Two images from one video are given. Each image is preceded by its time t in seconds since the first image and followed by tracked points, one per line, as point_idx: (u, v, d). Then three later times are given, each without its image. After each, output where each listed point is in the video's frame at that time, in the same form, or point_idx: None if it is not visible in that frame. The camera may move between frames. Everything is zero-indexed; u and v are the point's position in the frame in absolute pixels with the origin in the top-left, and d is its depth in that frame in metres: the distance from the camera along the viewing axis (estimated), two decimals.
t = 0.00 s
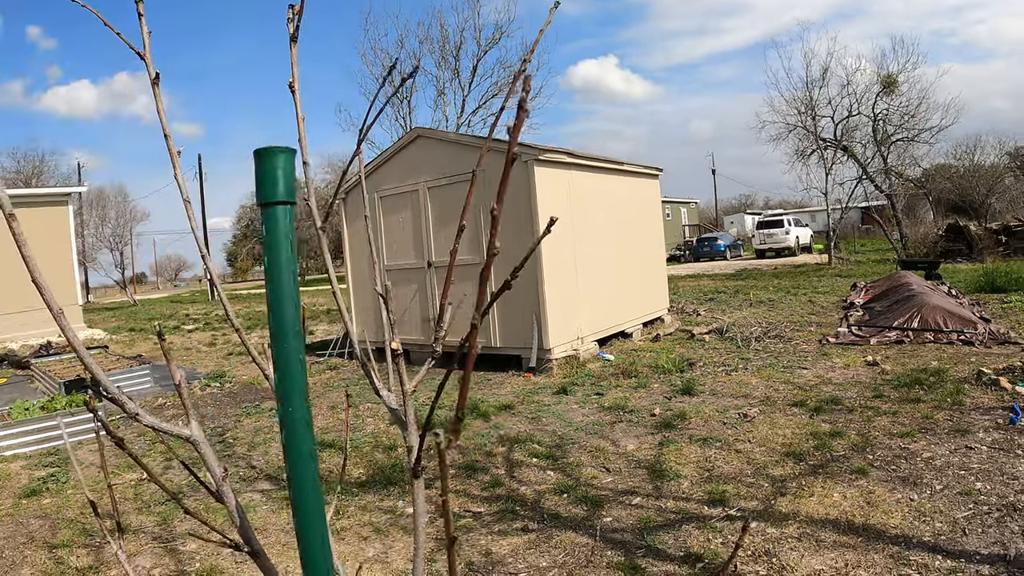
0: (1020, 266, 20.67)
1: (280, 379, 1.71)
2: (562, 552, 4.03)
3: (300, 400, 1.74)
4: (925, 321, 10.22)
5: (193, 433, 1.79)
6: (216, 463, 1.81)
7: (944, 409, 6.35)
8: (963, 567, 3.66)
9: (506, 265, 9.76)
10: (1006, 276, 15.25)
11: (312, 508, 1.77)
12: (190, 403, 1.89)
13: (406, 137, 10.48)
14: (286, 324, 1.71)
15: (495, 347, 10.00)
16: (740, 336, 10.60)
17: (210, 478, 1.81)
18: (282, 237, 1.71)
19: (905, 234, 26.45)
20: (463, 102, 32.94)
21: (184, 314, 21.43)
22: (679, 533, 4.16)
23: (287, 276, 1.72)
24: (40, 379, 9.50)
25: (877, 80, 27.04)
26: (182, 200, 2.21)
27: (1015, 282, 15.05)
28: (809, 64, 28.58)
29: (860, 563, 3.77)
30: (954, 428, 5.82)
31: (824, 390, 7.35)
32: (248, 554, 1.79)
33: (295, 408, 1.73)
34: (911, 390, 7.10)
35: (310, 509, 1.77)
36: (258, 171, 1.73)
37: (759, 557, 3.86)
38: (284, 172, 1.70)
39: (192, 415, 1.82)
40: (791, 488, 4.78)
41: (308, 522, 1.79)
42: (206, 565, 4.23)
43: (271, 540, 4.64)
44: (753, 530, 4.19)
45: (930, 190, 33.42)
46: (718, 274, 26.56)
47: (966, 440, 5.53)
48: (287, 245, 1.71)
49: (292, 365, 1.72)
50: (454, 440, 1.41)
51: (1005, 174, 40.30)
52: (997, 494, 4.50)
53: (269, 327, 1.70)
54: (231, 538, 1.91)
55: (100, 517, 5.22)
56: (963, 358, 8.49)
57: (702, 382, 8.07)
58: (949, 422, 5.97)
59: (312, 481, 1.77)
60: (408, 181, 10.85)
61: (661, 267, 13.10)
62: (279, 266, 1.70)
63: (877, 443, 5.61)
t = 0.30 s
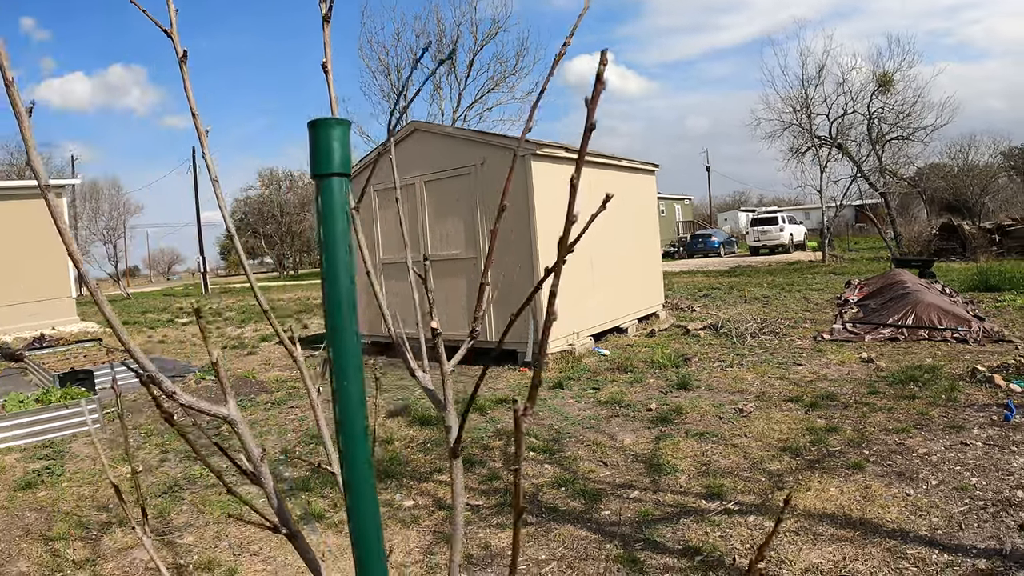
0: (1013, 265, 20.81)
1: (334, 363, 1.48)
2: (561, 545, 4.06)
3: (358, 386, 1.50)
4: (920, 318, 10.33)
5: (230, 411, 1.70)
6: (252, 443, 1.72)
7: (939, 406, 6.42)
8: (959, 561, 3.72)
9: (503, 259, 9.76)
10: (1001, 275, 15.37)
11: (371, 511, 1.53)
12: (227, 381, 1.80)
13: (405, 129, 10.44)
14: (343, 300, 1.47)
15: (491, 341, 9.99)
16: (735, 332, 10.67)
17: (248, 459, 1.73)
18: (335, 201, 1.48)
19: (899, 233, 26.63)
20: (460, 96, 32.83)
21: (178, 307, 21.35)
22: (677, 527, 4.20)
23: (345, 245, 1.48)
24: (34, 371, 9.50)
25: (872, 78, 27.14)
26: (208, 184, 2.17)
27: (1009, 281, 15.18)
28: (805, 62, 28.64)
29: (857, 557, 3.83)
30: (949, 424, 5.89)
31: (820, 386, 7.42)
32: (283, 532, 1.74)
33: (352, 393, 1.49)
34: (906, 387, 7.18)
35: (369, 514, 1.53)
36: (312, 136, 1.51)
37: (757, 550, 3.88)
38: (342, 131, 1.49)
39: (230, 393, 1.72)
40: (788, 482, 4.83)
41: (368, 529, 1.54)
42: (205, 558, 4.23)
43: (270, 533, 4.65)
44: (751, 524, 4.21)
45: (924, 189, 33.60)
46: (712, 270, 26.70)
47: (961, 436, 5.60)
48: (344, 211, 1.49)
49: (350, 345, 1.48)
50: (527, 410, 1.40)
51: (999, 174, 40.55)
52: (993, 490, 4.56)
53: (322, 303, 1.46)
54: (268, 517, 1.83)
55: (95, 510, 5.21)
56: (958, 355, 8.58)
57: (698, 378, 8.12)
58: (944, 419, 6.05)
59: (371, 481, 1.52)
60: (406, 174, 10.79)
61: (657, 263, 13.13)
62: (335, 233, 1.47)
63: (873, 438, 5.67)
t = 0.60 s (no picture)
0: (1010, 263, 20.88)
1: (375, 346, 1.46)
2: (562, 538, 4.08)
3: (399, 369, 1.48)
4: (917, 315, 10.38)
5: (260, 398, 1.74)
6: (282, 428, 1.75)
7: (936, 402, 6.47)
8: (958, 555, 3.76)
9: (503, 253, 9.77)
10: (997, 272, 15.45)
11: (410, 497, 1.51)
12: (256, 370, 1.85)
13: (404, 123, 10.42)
14: (384, 281, 1.46)
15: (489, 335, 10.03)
16: (733, 327, 10.72)
17: (278, 445, 1.76)
18: (378, 184, 1.47)
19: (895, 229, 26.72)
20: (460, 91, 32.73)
21: (175, 302, 21.29)
22: (677, 520, 4.23)
23: (387, 227, 1.47)
24: (32, 365, 9.50)
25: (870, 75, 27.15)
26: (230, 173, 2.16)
27: (1006, 278, 15.26)
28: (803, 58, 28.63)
29: (856, 551, 3.87)
30: (947, 420, 5.94)
31: (818, 382, 7.47)
32: (315, 520, 1.72)
33: (392, 378, 1.47)
34: (904, 383, 7.23)
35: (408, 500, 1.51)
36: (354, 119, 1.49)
37: (757, 544, 3.90)
38: (383, 113, 1.47)
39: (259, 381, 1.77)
40: (787, 476, 4.87)
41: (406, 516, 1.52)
42: (205, 551, 4.25)
43: (270, 527, 4.66)
44: (750, 517, 4.25)
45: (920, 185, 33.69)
46: (709, 266, 26.78)
47: (959, 432, 5.64)
48: (386, 193, 1.47)
49: (391, 328, 1.47)
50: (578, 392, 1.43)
51: (996, 172, 40.67)
52: (990, 485, 4.60)
53: (363, 285, 1.44)
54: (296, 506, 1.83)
55: (94, 504, 5.22)
56: (955, 352, 8.63)
57: (696, 372, 8.16)
58: (942, 415, 6.09)
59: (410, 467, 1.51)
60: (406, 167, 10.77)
61: (655, 258, 13.16)
62: (378, 215, 1.45)
63: (871, 434, 5.71)
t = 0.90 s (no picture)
0: None
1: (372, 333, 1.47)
2: (574, 524, 4.10)
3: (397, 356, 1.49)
4: (932, 303, 10.25)
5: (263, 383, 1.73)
6: (285, 414, 1.75)
7: (951, 390, 6.40)
8: (969, 544, 3.74)
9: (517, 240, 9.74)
10: (1015, 259, 15.20)
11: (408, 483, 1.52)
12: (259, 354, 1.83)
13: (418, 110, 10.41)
14: (382, 268, 1.46)
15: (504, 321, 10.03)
16: (748, 314, 10.65)
17: (282, 430, 1.76)
18: (376, 170, 1.46)
19: (912, 216, 26.33)
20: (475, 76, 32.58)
21: (192, 289, 21.52)
22: (689, 507, 4.24)
23: (385, 213, 1.47)
24: (50, 353, 9.66)
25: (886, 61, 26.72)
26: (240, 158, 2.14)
27: None
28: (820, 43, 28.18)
29: (868, 539, 3.86)
30: (961, 409, 5.88)
31: (832, 369, 7.42)
32: (317, 504, 1.74)
33: (391, 364, 1.48)
34: (917, 370, 7.17)
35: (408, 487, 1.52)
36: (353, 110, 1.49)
37: (768, 531, 3.90)
38: (383, 99, 1.46)
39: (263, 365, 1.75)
40: (800, 464, 4.86)
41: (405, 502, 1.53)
42: (220, 537, 4.32)
43: (283, 513, 4.72)
44: (763, 504, 4.25)
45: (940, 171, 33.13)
46: (724, 253, 26.60)
47: (973, 420, 5.58)
48: (385, 179, 1.46)
49: (388, 314, 1.47)
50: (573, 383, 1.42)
51: (1018, 156, 39.88)
52: (1004, 475, 4.55)
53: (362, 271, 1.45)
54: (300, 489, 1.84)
55: (110, 490, 5.32)
56: (970, 340, 8.52)
57: (711, 359, 8.14)
58: (956, 403, 6.03)
59: (409, 452, 1.52)
60: (418, 154, 10.73)
61: (670, 244, 13.08)
62: (377, 200, 1.44)
63: (885, 422, 5.66)
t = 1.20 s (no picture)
0: None
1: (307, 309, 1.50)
2: (627, 501, 4.11)
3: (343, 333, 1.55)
4: (1005, 282, 9.67)
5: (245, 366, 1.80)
6: (265, 397, 1.84)
7: None
8: None
9: (581, 213, 9.68)
10: None
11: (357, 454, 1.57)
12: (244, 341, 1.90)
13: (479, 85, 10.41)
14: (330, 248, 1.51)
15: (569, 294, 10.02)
16: (816, 289, 10.27)
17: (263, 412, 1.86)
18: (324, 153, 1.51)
19: (989, 190, 24.67)
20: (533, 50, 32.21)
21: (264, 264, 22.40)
22: (745, 487, 4.18)
23: (335, 204, 1.52)
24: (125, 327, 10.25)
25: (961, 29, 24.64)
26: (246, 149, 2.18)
27: None
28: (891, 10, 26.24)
29: (925, 527, 3.71)
30: None
31: (899, 347, 7.10)
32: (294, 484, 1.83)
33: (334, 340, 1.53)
34: (989, 351, 6.77)
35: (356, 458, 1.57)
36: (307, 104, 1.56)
37: (824, 515, 3.86)
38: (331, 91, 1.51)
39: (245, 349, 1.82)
40: (861, 446, 4.71)
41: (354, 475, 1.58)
42: (278, 508, 4.55)
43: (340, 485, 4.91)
44: (818, 487, 4.17)
45: None
46: (794, 225, 25.62)
47: None
48: (335, 170, 1.52)
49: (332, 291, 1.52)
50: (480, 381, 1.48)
51: None
52: None
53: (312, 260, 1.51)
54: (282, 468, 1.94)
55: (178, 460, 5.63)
56: None
57: (776, 335, 7.93)
58: None
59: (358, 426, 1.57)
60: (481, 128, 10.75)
61: (738, 216, 12.70)
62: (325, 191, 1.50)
63: (952, 404, 5.40)
